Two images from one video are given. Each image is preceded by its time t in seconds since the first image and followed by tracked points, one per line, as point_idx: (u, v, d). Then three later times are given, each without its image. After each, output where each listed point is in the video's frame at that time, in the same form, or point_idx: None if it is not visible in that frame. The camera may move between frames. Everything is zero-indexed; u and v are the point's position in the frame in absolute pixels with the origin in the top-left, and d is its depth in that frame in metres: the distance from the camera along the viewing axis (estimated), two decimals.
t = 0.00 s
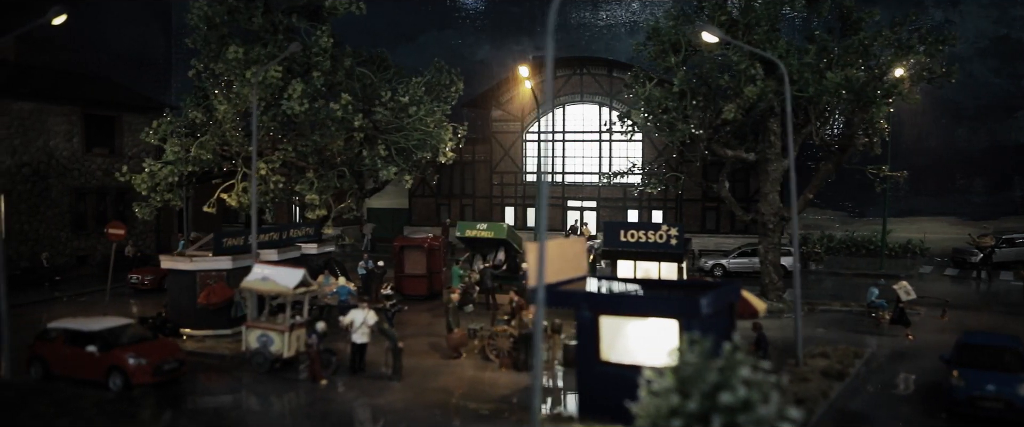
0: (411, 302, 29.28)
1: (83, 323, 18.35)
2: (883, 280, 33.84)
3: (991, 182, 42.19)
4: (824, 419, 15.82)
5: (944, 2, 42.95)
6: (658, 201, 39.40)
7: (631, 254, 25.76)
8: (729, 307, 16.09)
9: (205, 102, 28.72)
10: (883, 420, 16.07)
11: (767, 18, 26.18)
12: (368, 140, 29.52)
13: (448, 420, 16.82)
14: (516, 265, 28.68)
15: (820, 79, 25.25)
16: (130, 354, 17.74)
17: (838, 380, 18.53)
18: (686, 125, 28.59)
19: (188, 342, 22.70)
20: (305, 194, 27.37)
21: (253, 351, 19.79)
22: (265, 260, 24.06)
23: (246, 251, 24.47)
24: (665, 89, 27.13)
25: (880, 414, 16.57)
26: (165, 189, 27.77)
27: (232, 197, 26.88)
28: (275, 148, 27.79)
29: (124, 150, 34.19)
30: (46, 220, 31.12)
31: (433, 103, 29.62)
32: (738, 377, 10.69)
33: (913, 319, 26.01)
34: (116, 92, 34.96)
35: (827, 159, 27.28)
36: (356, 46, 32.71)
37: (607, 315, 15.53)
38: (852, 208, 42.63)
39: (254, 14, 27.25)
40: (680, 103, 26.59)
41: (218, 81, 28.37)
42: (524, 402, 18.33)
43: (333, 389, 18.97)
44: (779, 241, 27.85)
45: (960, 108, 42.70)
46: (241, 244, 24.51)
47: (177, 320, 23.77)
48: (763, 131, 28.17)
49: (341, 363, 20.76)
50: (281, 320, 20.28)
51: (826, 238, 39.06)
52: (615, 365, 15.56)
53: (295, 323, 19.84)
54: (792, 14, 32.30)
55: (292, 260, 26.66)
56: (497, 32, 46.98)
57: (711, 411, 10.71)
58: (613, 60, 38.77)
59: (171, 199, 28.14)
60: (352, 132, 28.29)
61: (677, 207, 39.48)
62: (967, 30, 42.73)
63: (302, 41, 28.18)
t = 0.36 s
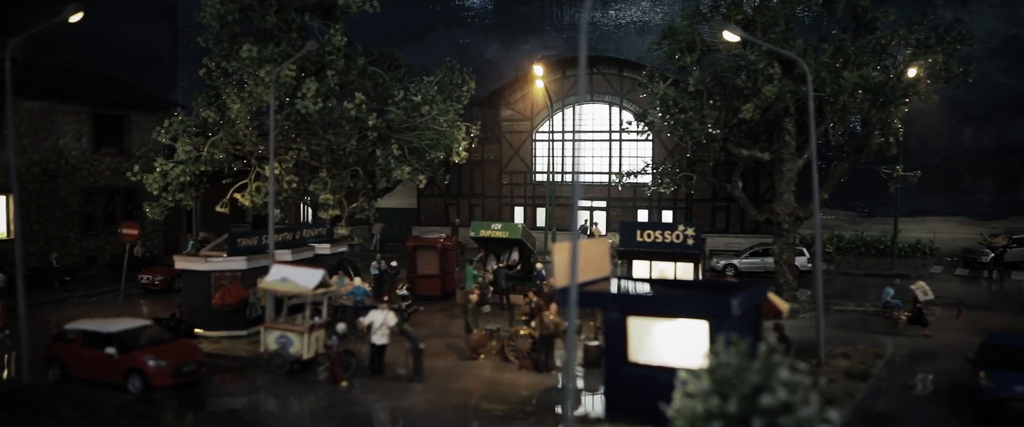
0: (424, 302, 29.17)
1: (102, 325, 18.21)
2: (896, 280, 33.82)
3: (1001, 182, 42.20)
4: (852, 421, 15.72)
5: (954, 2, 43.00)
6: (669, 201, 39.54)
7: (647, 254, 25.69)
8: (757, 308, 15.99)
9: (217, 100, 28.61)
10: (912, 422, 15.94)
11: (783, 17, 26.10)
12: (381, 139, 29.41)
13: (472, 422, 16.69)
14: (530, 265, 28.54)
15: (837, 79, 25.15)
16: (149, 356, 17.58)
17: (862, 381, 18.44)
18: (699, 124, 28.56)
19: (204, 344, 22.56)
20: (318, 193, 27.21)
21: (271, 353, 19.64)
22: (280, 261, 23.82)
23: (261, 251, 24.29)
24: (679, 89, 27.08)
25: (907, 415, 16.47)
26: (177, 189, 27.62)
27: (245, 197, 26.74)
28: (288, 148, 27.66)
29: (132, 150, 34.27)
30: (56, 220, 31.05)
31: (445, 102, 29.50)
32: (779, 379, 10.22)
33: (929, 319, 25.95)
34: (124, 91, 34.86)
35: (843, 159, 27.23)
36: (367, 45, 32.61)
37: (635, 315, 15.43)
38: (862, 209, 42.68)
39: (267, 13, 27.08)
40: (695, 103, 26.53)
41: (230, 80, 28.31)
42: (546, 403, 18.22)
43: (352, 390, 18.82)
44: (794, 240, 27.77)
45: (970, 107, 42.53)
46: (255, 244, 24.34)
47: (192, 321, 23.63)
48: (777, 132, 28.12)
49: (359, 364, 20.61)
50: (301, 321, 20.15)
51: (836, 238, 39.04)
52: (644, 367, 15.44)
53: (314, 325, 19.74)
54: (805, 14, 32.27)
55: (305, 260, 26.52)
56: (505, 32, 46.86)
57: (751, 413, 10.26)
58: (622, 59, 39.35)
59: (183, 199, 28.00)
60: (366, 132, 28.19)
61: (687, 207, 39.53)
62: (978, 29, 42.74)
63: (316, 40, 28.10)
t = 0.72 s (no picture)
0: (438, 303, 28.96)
1: (121, 325, 18.02)
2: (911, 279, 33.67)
3: (1013, 182, 42.09)
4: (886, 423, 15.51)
5: (967, 2, 42.89)
6: (680, 201, 39.45)
7: (665, 255, 25.48)
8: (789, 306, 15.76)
9: (228, 99, 28.41)
10: (946, 425, 15.71)
11: (802, 16, 25.88)
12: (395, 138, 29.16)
13: (498, 424, 16.49)
14: (545, 265, 28.32)
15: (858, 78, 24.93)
16: (170, 357, 17.36)
17: (891, 382, 18.23)
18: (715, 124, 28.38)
19: (221, 345, 22.35)
20: (332, 192, 26.94)
21: (291, 353, 19.44)
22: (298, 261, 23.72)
23: (276, 251, 24.07)
24: (696, 88, 26.90)
25: (940, 418, 16.26)
26: (190, 189, 27.39)
27: (258, 197, 26.47)
28: (302, 147, 27.41)
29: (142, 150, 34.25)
30: (66, 220, 30.90)
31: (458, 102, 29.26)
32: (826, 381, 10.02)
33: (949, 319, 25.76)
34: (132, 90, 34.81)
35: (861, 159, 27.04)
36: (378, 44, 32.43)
37: (666, 316, 15.23)
38: (874, 209, 42.57)
39: (281, 11, 26.80)
40: (712, 103, 26.35)
41: (243, 79, 28.08)
42: (571, 405, 17.99)
43: (373, 391, 18.60)
44: (811, 240, 27.64)
45: (984, 107, 42.39)
46: (270, 243, 24.05)
47: (207, 322, 23.41)
48: (793, 131, 27.94)
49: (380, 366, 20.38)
50: (320, 322, 19.88)
51: (849, 238, 38.89)
52: (675, 368, 15.22)
53: (334, 326, 19.43)
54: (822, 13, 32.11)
55: (319, 260, 26.28)
56: (514, 31, 46.67)
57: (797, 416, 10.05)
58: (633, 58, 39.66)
59: (195, 198, 27.77)
60: (379, 131, 27.96)
61: (699, 207, 39.43)
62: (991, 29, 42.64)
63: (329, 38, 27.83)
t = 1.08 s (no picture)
0: (452, 304, 28.78)
1: (141, 327, 17.82)
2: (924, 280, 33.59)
3: None
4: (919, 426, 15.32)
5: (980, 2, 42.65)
6: (690, 201, 39.42)
7: (681, 255, 25.34)
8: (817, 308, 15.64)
9: (240, 99, 28.22)
10: None
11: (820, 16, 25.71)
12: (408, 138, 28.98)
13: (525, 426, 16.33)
14: (560, 266, 28.16)
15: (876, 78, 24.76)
16: (191, 359, 17.16)
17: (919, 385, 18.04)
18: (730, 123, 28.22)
19: (237, 346, 22.17)
20: (346, 193, 26.72)
21: (311, 355, 19.24)
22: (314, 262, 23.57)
23: (292, 251, 23.90)
24: (712, 88, 26.79)
25: (972, 421, 16.08)
26: (202, 189, 27.16)
27: (272, 197, 26.27)
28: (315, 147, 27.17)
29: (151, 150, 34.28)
30: (75, 219, 30.86)
31: (472, 101, 29.08)
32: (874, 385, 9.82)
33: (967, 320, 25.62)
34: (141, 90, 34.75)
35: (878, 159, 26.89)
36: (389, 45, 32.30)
37: (696, 319, 15.05)
38: (885, 209, 42.48)
39: (294, 10, 26.57)
40: (728, 103, 26.26)
41: (256, 78, 27.87)
42: (595, 408, 17.83)
43: (394, 394, 18.39)
44: (827, 240, 27.52)
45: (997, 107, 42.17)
46: (285, 244, 23.84)
47: (222, 323, 23.21)
48: (809, 131, 27.80)
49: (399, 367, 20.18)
50: (340, 324, 19.67)
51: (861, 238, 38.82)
52: (706, 370, 15.07)
53: (355, 328, 19.26)
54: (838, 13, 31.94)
55: (332, 261, 26.10)
56: (523, 31, 46.55)
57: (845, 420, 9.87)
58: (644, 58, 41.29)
59: (207, 198, 27.55)
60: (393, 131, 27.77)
61: (709, 208, 39.40)
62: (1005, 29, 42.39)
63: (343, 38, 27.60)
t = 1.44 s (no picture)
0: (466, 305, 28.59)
1: (160, 329, 17.66)
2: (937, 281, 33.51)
3: None
4: None
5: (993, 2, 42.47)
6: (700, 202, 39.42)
7: (697, 256, 25.16)
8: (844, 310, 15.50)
9: (252, 99, 28.04)
10: None
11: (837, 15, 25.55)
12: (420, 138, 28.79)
13: None
14: (575, 267, 28.05)
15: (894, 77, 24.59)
16: (212, 361, 16.99)
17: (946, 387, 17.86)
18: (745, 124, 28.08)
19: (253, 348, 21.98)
20: (359, 193, 26.54)
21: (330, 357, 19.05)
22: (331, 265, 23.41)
23: (307, 252, 23.72)
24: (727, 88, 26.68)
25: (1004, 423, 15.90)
26: (213, 189, 26.94)
27: (285, 198, 26.08)
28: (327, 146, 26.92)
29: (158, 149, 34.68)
30: (85, 218, 31.35)
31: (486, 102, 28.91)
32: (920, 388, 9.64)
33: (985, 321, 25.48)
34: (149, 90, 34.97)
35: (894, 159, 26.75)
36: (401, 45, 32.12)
37: (725, 321, 14.90)
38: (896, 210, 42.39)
39: (307, 9, 26.34)
40: (742, 103, 26.21)
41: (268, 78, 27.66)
42: (619, 410, 17.65)
43: (414, 396, 18.19)
44: (843, 241, 27.39)
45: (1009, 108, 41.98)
46: (300, 244, 23.65)
47: (237, 324, 23.03)
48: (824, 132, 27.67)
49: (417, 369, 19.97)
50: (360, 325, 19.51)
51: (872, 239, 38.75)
52: (735, 373, 14.89)
53: (375, 329, 19.13)
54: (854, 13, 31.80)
55: (346, 262, 25.95)
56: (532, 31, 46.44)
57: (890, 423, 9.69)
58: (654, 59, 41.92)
59: (219, 199, 27.35)
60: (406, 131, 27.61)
61: (720, 208, 39.43)
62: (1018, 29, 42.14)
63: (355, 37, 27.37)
